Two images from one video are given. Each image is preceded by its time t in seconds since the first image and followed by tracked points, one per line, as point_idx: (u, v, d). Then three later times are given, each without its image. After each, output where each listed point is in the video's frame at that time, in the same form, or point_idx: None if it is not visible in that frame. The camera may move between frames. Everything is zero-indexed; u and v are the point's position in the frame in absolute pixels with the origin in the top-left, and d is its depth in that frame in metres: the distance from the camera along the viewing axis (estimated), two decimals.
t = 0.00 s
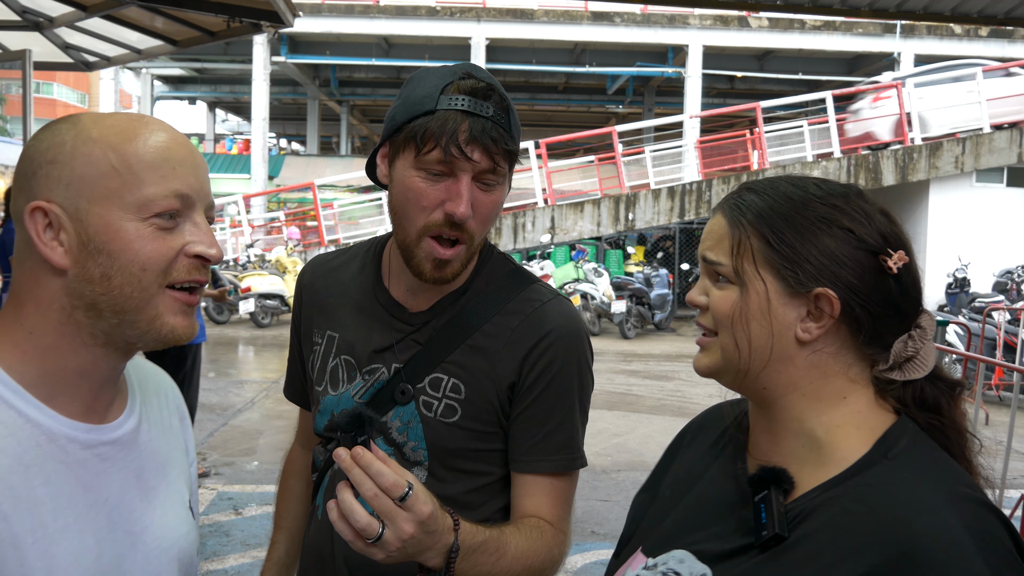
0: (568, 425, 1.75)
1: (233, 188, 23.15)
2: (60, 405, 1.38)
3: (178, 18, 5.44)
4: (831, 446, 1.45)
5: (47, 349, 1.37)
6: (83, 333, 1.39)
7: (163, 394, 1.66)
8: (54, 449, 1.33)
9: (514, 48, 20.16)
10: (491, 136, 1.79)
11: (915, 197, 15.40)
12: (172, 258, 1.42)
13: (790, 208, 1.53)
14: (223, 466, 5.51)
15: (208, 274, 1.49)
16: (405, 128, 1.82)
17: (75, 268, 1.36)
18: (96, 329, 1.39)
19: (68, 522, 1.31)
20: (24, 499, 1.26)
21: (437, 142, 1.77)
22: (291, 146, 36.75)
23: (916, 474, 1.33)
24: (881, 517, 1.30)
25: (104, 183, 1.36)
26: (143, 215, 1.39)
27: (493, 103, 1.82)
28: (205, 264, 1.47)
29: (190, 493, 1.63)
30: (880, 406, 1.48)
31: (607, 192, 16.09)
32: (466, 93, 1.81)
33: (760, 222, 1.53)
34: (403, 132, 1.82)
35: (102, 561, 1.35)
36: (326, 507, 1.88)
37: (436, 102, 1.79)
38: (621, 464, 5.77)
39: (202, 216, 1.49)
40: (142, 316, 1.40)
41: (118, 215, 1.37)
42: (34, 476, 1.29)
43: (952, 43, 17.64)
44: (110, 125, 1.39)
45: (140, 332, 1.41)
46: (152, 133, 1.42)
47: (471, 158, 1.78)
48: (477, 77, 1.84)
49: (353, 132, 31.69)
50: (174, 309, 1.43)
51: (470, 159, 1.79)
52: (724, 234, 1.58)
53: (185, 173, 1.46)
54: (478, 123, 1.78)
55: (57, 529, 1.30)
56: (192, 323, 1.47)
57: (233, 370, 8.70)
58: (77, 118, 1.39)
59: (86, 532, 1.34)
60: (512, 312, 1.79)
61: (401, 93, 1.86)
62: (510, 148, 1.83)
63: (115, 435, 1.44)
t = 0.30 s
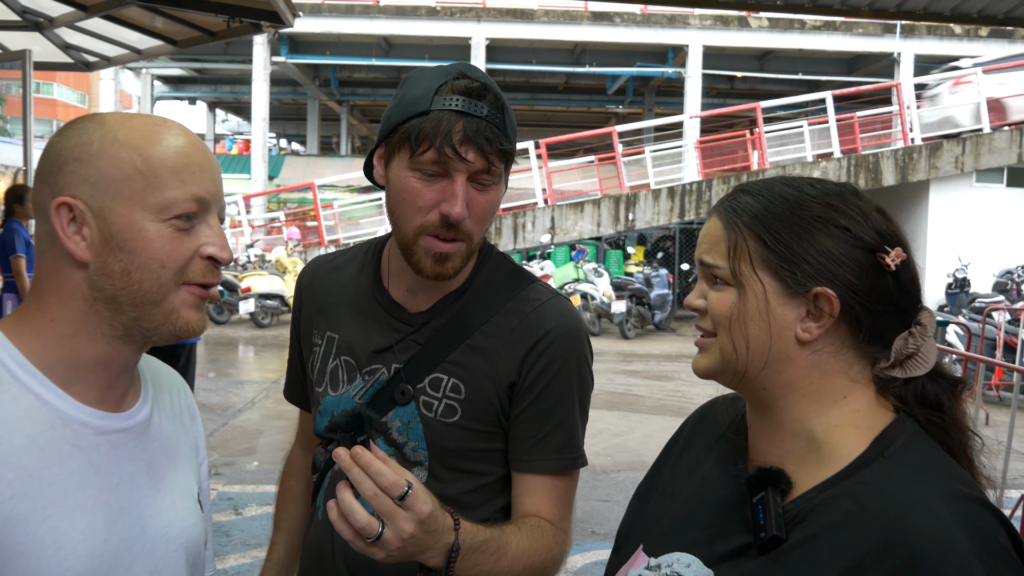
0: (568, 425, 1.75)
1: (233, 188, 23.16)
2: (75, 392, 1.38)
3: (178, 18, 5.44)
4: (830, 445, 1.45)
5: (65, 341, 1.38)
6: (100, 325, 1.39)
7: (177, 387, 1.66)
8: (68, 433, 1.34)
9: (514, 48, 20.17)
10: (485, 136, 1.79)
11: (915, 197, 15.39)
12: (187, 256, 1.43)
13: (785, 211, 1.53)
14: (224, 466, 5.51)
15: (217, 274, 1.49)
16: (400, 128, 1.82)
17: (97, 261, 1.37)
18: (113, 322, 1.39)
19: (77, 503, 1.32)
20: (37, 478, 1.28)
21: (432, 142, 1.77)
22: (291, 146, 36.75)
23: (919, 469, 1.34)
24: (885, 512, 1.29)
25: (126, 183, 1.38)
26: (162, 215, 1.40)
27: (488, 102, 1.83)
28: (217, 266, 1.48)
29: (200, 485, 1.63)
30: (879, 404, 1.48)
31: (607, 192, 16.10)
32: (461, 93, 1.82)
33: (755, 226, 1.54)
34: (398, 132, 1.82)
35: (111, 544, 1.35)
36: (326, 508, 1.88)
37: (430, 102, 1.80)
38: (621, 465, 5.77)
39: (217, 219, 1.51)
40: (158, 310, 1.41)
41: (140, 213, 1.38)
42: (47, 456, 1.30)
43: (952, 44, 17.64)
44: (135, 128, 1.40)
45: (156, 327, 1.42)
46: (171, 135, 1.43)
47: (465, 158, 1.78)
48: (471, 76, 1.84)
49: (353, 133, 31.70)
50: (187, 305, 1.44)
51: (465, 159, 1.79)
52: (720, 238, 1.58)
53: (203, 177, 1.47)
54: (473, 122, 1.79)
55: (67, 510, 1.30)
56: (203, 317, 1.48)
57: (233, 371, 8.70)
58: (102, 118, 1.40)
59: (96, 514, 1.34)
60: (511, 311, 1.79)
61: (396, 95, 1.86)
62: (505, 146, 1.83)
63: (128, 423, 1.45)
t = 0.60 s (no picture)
0: (568, 425, 1.75)
1: (233, 188, 23.18)
2: (81, 384, 1.39)
3: (178, 18, 5.44)
4: (839, 450, 1.44)
5: (70, 336, 1.38)
6: (101, 320, 1.39)
7: (174, 380, 1.65)
8: (80, 423, 1.34)
9: (514, 48, 20.17)
10: (480, 136, 1.79)
11: (915, 197, 15.40)
12: (186, 252, 1.43)
13: (787, 209, 1.51)
14: (223, 466, 5.51)
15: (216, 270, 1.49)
16: (396, 127, 1.83)
17: (99, 257, 1.38)
18: (115, 317, 1.40)
19: (89, 490, 1.33)
20: (52, 466, 1.28)
21: (427, 143, 1.77)
22: (291, 146, 36.74)
23: (927, 471, 1.34)
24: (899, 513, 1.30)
25: (129, 182, 1.38)
26: (162, 211, 1.40)
27: (484, 103, 1.83)
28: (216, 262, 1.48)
29: (199, 478, 1.62)
30: (880, 404, 1.48)
31: (607, 192, 16.11)
32: (457, 94, 1.82)
33: (757, 221, 1.52)
34: (394, 132, 1.82)
35: (120, 531, 1.36)
36: (326, 508, 1.88)
37: (425, 103, 1.80)
38: (620, 464, 5.78)
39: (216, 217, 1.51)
40: (158, 304, 1.41)
41: (141, 211, 1.39)
42: (61, 445, 1.30)
43: (952, 44, 17.64)
44: (136, 130, 1.41)
45: (154, 322, 1.42)
46: (170, 136, 1.43)
47: (460, 159, 1.78)
48: (467, 77, 1.84)
49: (353, 133, 31.71)
50: (185, 298, 1.44)
51: (460, 160, 1.78)
52: (721, 233, 1.56)
53: (203, 176, 1.48)
54: (468, 123, 1.79)
55: (85, 497, 1.32)
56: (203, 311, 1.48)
57: (233, 370, 8.70)
58: (105, 120, 1.41)
59: (107, 502, 1.35)
60: (510, 311, 1.79)
61: (393, 96, 1.87)
62: (501, 147, 1.83)
63: (134, 414, 1.45)
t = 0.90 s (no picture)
0: (569, 424, 1.76)
1: (233, 188, 23.19)
2: (91, 380, 1.39)
3: (178, 18, 5.44)
4: (844, 447, 1.44)
5: (80, 335, 1.38)
6: (110, 317, 1.39)
7: (176, 376, 1.65)
8: (94, 417, 1.35)
9: (514, 48, 20.17)
10: (482, 128, 1.79)
11: (915, 196, 15.40)
12: (187, 249, 1.43)
13: (790, 206, 1.51)
14: (224, 466, 5.52)
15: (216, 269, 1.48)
16: (397, 125, 1.83)
17: (103, 258, 1.38)
18: (121, 314, 1.39)
19: (104, 483, 1.34)
20: (69, 460, 1.30)
21: (429, 137, 1.78)
22: (291, 146, 36.74)
23: (931, 468, 1.34)
24: (906, 512, 1.30)
25: (129, 182, 1.38)
26: (161, 212, 1.40)
27: (483, 96, 1.82)
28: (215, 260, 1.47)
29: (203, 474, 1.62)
30: (881, 402, 1.48)
31: (607, 192, 16.11)
32: (457, 87, 1.81)
33: (761, 221, 1.52)
34: (395, 129, 1.83)
35: (133, 523, 1.37)
36: (327, 507, 1.88)
37: (425, 98, 1.81)
38: (621, 465, 5.78)
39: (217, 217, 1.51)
40: (163, 300, 1.41)
41: (142, 212, 1.39)
42: (77, 442, 1.32)
43: (952, 44, 17.64)
44: (138, 133, 1.42)
45: (161, 316, 1.42)
46: (169, 140, 1.43)
47: (462, 151, 1.78)
48: (466, 71, 1.84)
49: (353, 133, 31.74)
50: (190, 294, 1.44)
51: (462, 152, 1.79)
52: (726, 234, 1.55)
53: (204, 176, 1.47)
54: (469, 116, 1.79)
55: (101, 488, 1.33)
56: (209, 306, 1.48)
57: (233, 371, 8.70)
58: (106, 126, 1.42)
59: (121, 496, 1.36)
60: (511, 310, 1.79)
61: (393, 94, 1.87)
62: (502, 139, 1.83)
63: (142, 409, 1.45)
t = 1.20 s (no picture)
0: (571, 427, 1.76)
1: (233, 188, 23.19)
2: (94, 381, 1.39)
3: (178, 18, 5.44)
4: (843, 446, 1.44)
5: (80, 337, 1.38)
6: (104, 320, 1.39)
7: (177, 379, 1.64)
8: (97, 416, 1.35)
9: (514, 48, 20.18)
10: (481, 136, 1.80)
11: (915, 197, 15.40)
12: (173, 252, 1.40)
13: (787, 212, 1.51)
14: (223, 466, 5.51)
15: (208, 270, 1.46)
16: (392, 136, 1.82)
17: (95, 261, 1.37)
18: (113, 316, 1.39)
19: (109, 479, 1.34)
20: (74, 456, 1.30)
21: (429, 147, 1.77)
22: (291, 146, 36.75)
23: (932, 466, 1.34)
24: (908, 513, 1.30)
25: (117, 186, 1.37)
26: (147, 213, 1.38)
27: (478, 102, 1.82)
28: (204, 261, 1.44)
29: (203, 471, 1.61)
30: (879, 401, 1.48)
31: (607, 192, 16.12)
32: (451, 95, 1.81)
33: (758, 224, 1.51)
34: (390, 140, 1.82)
35: (137, 519, 1.37)
36: (330, 510, 1.88)
37: (421, 108, 1.79)
38: (621, 464, 5.78)
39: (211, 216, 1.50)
40: (146, 306, 1.38)
41: (127, 215, 1.37)
42: (82, 438, 1.32)
43: (952, 44, 17.64)
44: (130, 135, 1.41)
45: (145, 322, 1.39)
46: (162, 142, 1.42)
47: (464, 159, 1.79)
48: (458, 77, 1.83)
49: (353, 133, 31.77)
50: (175, 299, 1.41)
51: (463, 161, 1.79)
52: (722, 236, 1.55)
53: (198, 179, 1.46)
54: (467, 124, 1.79)
55: (106, 484, 1.33)
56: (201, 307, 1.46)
57: (233, 371, 8.70)
58: (96, 132, 1.41)
59: (125, 492, 1.36)
60: (511, 313, 1.79)
61: (385, 101, 1.86)
62: (499, 144, 1.84)
63: (145, 406, 1.46)
